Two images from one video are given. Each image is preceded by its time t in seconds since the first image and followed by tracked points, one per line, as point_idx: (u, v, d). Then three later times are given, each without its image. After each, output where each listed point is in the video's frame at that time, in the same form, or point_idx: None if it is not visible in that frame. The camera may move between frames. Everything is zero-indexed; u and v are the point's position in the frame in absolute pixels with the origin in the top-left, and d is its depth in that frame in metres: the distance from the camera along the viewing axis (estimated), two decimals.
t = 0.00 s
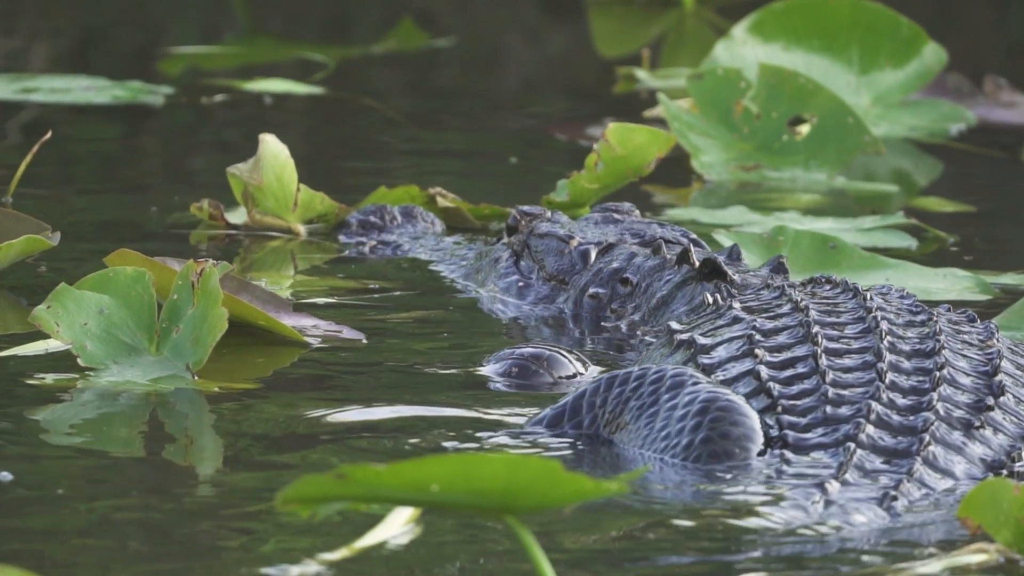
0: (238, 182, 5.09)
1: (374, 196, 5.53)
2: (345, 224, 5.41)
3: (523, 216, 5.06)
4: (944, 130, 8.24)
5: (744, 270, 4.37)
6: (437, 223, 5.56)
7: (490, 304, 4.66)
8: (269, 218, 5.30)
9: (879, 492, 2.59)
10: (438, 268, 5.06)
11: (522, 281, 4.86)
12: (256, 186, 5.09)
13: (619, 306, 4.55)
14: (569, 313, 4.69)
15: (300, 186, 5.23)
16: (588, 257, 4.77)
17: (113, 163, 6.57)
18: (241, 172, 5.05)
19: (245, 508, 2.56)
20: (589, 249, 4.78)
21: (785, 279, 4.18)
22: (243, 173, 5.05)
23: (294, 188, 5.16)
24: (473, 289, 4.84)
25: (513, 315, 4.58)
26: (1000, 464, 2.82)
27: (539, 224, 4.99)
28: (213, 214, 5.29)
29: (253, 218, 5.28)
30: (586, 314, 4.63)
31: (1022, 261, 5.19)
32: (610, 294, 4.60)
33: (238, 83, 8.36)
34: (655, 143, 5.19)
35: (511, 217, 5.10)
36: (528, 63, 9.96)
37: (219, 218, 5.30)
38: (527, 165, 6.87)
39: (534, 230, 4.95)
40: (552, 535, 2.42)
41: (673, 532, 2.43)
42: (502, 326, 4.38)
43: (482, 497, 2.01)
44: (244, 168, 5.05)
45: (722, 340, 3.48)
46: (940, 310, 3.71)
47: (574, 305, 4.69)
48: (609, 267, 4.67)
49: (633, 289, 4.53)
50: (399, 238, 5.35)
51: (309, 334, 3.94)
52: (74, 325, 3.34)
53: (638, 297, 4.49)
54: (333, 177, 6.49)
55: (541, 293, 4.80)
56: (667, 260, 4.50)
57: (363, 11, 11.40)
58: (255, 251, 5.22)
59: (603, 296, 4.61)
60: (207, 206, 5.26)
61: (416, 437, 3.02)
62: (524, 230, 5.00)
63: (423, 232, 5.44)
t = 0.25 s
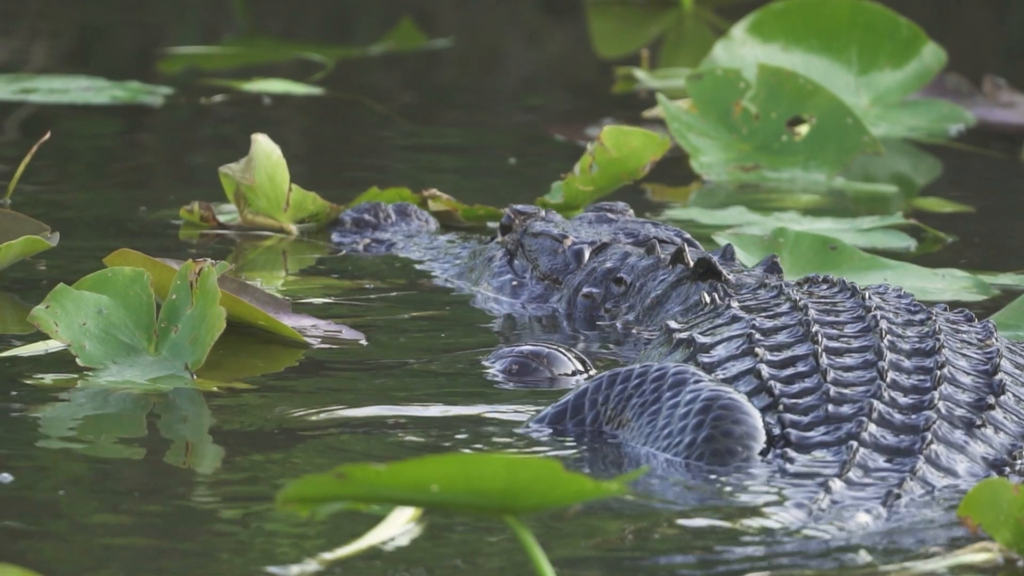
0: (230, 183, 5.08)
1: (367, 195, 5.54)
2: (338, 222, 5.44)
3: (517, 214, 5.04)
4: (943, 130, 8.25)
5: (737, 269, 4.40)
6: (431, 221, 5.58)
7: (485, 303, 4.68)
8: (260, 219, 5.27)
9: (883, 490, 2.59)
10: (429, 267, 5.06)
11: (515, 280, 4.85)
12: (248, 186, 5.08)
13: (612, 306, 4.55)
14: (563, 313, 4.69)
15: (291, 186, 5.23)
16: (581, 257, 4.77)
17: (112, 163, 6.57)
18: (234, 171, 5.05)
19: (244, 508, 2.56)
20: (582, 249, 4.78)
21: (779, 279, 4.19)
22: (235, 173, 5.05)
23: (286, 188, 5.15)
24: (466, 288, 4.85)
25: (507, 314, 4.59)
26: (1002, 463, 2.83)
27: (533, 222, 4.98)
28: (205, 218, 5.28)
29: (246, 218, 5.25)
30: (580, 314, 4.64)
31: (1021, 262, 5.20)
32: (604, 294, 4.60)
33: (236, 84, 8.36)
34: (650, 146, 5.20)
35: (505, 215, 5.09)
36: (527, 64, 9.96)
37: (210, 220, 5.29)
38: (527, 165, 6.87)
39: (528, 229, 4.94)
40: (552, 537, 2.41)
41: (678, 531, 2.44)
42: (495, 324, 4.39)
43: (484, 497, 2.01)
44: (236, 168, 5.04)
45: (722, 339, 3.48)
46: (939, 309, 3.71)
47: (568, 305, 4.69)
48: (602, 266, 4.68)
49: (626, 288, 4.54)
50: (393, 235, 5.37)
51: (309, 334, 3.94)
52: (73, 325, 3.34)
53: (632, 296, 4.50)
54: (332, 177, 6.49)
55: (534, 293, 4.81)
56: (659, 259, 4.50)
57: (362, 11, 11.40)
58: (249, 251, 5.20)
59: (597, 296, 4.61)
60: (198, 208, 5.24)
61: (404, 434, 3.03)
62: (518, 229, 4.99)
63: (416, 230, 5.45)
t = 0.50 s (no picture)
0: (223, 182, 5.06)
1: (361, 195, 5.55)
2: (331, 218, 5.45)
3: (511, 213, 5.04)
4: (942, 131, 8.24)
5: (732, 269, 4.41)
6: (424, 219, 5.56)
7: (477, 301, 4.70)
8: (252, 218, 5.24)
9: (886, 490, 2.60)
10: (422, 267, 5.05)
11: (508, 279, 4.85)
12: (241, 186, 5.06)
13: (606, 305, 4.58)
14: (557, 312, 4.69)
15: (284, 185, 5.22)
16: (574, 256, 4.77)
17: (111, 164, 6.56)
18: (226, 171, 5.04)
19: (244, 509, 2.55)
20: (576, 248, 4.79)
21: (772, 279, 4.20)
22: (228, 173, 5.03)
23: (279, 187, 5.14)
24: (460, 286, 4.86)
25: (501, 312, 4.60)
26: (1003, 462, 2.83)
27: (526, 222, 4.98)
28: (197, 217, 5.30)
29: (238, 218, 5.23)
30: (573, 313, 4.64)
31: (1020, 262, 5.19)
32: (597, 294, 4.62)
33: (235, 84, 8.35)
34: (646, 151, 5.18)
35: (498, 214, 5.08)
36: (526, 64, 9.95)
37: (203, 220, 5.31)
38: (526, 166, 6.86)
39: (521, 228, 4.94)
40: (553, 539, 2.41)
41: (680, 531, 2.44)
42: (488, 322, 4.41)
43: (483, 497, 2.01)
44: (228, 167, 5.03)
45: (720, 338, 3.49)
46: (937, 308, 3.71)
47: (561, 305, 4.70)
48: (596, 266, 4.69)
49: (620, 288, 4.57)
50: (387, 234, 5.38)
51: (308, 335, 3.94)
52: (72, 325, 3.34)
53: (626, 296, 4.53)
54: (331, 178, 6.49)
55: (528, 292, 4.79)
56: (653, 259, 4.54)
57: (360, 12, 11.40)
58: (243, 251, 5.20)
59: (590, 295, 4.63)
60: (190, 209, 5.28)
61: (392, 431, 3.04)
62: (511, 228, 4.99)
63: (410, 228, 5.44)
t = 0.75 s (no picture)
0: (216, 182, 5.08)
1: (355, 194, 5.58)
2: (326, 216, 5.46)
3: (504, 212, 5.04)
4: (940, 131, 8.25)
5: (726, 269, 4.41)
6: (418, 217, 5.58)
7: (469, 300, 4.70)
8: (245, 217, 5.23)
9: (889, 489, 2.60)
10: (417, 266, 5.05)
11: (501, 278, 4.85)
12: (235, 186, 5.08)
13: (599, 305, 4.58)
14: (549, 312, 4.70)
15: (277, 186, 5.25)
16: (567, 255, 4.78)
17: (109, 165, 6.56)
18: (220, 171, 5.06)
19: (244, 509, 2.55)
20: (569, 247, 4.79)
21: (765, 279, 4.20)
22: (222, 173, 5.05)
23: (272, 189, 5.17)
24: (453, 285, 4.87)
25: (492, 312, 4.59)
26: (1003, 461, 2.83)
27: (520, 221, 4.98)
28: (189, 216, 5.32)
29: (230, 218, 5.25)
30: (565, 314, 4.65)
31: (1018, 262, 5.20)
32: (590, 293, 4.62)
33: (233, 84, 8.35)
34: (641, 153, 5.20)
35: (492, 213, 5.09)
36: (524, 65, 9.96)
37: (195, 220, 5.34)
38: (525, 167, 6.86)
39: (515, 228, 4.94)
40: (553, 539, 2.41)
41: (680, 531, 2.44)
42: (481, 320, 4.41)
43: (482, 497, 2.02)
44: (222, 167, 5.05)
45: (718, 337, 3.49)
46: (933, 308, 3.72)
47: (553, 304, 4.70)
48: (589, 266, 4.69)
49: (613, 288, 4.57)
50: (380, 232, 5.37)
51: (307, 335, 3.94)
52: (69, 324, 3.34)
53: (619, 296, 4.53)
54: (329, 178, 6.49)
55: (521, 291, 4.80)
56: (646, 259, 4.55)
57: (359, 12, 11.40)
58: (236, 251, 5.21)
59: (583, 294, 4.63)
60: (182, 208, 5.30)
61: (382, 428, 3.06)
62: (505, 227, 4.99)
63: (404, 226, 5.46)
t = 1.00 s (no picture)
0: (211, 182, 5.06)
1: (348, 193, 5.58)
2: (321, 214, 5.46)
3: (498, 211, 5.04)
4: (939, 131, 8.26)
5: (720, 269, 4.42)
6: (413, 215, 5.58)
7: (461, 299, 4.70)
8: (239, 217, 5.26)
9: (891, 489, 2.60)
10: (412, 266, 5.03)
11: (496, 277, 4.85)
12: (230, 186, 5.07)
13: (593, 305, 4.58)
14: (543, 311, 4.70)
15: (271, 187, 5.26)
16: (561, 255, 4.78)
17: (108, 165, 6.56)
18: (216, 171, 5.04)
19: (244, 509, 2.56)
20: (562, 246, 4.79)
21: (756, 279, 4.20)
22: (218, 172, 5.04)
23: (266, 190, 5.16)
24: (448, 285, 4.88)
25: (485, 310, 4.58)
26: (1003, 460, 2.84)
27: (514, 219, 4.98)
28: (183, 215, 5.33)
29: (224, 217, 5.25)
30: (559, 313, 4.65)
31: (1016, 262, 5.21)
32: (583, 293, 4.62)
33: (231, 84, 8.36)
34: (637, 156, 5.20)
35: (487, 212, 5.09)
36: (522, 65, 9.96)
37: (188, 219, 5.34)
38: (524, 167, 6.87)
39: (508, 226, 4.94)
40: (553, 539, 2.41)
41: (681, 532, 2.45)
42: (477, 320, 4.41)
43: (481, 497, 2.02)
44: (218, 167, 5.03)
45: (716, 337, 3.49)
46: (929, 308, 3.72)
47: (546, 303, 4.70)
48: (582, 265, 4.70)
49: (606, 287, 4.57)
50: (374, 230, 5.37)
51: (304, 334, 3.94)
52: (68, 324, 3.34)
53: (614, 295, 4.53)
54: (328, 178, 6.49)
55: (514, 291, 4.80)
56: (640, 258, 4.56)
57: (357, 12, 11.40)
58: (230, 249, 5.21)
59: (577, 294, 4.63)
60: (175, 207, 5.30)
61: (373, 427, 3.08)
62: (498, 226, 4.99)
63: (398, 224, 5.46)
